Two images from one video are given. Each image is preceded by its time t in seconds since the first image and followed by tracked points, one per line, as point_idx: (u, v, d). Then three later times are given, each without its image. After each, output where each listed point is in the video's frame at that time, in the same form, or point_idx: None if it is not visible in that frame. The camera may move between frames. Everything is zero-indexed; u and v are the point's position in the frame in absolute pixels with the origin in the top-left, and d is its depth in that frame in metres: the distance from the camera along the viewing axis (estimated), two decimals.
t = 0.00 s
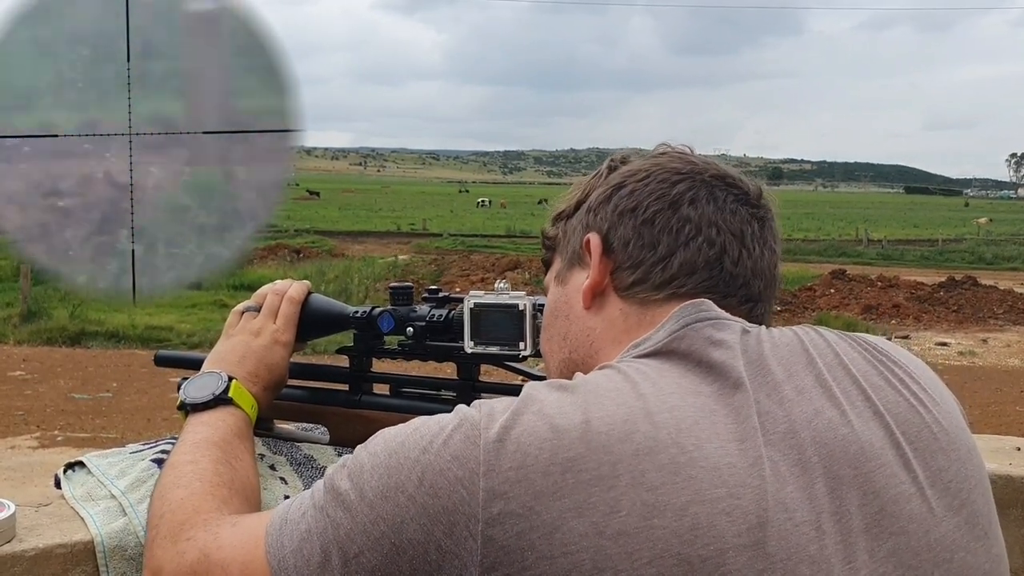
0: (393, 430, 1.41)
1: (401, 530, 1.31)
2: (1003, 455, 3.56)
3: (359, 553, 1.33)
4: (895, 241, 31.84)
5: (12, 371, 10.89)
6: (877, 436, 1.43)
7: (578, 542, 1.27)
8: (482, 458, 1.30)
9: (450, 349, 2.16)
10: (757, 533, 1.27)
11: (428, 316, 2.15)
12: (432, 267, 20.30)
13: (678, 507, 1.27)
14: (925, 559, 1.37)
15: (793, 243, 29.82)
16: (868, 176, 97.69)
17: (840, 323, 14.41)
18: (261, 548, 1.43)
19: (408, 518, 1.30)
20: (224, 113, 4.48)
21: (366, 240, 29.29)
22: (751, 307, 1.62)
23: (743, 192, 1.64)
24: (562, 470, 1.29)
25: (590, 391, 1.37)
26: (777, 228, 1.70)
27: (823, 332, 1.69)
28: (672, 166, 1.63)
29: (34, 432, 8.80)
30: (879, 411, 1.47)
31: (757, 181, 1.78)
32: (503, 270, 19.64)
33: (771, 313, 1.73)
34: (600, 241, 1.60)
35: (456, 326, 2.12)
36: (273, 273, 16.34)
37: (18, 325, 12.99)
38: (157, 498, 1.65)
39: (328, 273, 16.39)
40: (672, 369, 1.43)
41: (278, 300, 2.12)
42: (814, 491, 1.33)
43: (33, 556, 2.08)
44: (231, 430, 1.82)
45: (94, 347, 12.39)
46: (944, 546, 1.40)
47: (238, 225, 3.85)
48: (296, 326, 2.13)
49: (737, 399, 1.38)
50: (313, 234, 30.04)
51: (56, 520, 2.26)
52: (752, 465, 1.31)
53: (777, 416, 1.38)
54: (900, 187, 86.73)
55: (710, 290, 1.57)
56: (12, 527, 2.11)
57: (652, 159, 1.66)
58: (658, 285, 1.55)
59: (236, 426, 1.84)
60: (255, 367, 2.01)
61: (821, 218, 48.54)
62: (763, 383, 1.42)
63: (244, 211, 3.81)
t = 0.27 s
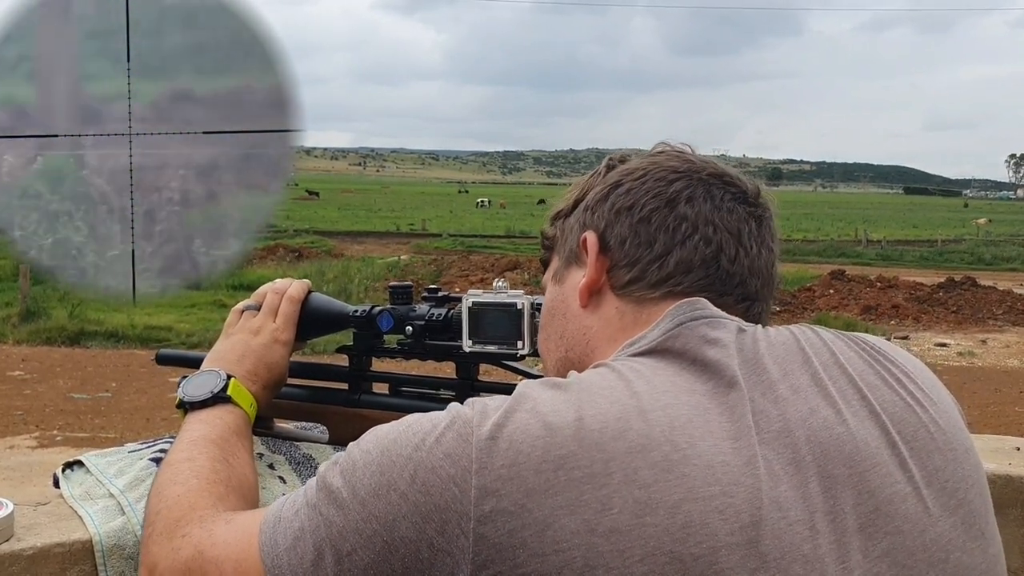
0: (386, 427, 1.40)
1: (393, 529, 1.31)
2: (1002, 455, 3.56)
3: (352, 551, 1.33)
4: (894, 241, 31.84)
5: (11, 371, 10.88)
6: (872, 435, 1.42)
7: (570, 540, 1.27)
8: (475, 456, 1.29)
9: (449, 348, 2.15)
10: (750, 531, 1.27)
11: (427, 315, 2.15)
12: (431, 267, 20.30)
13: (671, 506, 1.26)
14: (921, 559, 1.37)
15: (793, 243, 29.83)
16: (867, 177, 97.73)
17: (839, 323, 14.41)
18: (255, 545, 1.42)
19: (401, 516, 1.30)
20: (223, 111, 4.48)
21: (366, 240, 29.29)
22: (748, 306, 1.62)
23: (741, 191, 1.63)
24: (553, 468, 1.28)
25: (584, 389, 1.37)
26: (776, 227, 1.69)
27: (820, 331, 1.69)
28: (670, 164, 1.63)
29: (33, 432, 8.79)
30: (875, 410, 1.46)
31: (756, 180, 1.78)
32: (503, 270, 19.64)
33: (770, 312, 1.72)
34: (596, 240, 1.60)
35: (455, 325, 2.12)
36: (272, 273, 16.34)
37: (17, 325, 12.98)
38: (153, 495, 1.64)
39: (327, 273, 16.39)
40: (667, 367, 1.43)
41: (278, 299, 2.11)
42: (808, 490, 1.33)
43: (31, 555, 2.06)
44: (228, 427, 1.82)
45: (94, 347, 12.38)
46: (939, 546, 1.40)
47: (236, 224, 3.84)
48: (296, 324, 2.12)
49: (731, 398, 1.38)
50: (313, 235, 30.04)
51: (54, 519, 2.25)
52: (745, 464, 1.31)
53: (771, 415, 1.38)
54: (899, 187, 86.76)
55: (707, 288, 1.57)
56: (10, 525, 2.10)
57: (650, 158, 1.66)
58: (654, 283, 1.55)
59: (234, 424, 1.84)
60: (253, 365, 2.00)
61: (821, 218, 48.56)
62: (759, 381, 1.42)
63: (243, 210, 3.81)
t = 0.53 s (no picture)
0: (387, 427, 1.40)
1: (394, 529, 1.30)
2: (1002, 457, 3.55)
3: (353, 552, 1.32)
4: (894, 242, 31.85)
5: (10, 371, 10.87)
6: (878, 436, 1.42)
7: (573, 542, 1.26)
8: (476, 456, 1.29)
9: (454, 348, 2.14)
10: (755, 532, 1.26)
11: (432, 314, 2.14)
12: (431, 267, 20.29)
13: (675, 507, 1.26)
14: (927, 561, 1.36)
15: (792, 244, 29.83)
16: (866, 178, 97.76)
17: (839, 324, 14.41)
18: (256, 545, 1.42)
19: (403, 516, 1.29)
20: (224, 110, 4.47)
21: (365, 240, 29.28)
22: (751, 305, 1.61)
23: (744, 189, 1.63)
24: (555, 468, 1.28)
25: (586, 389, 1.36)
26: (780, 226, 1.68)
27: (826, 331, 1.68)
28: (672, 162, 1.62)
29: (33, 432, 8.78)
30: (881, 410, 1.46)
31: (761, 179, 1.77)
32: (502, 270, 19.63)
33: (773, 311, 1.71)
34: (599, 239, 1.59)
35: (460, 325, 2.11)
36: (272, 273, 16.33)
37: (17, 324, 12.96)
38: (155, 494, 1.64)
39: (327, 272, 16.39)
40: (671, 367, 1.43)
41: (281, 298, 2.11)
42: (814, 492, 1.32)
43: (34, 555, 2.04)
44: (230, 426, 1.81)
45: (93, 346, 12.37)
46: (946, 548, 1.39)
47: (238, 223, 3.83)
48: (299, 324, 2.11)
49: (735, 399, 1.38)
50: (312, 234, 30.04)
51: (56, 519, 2.23)
52: (750, 465, 1.30)
53: (776, 415, 1.37)
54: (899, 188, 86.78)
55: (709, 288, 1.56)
56: (13, 525, 2.08)
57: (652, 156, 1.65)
58: (656, 283, 1.54)
59: (237, 423, 1.83)
60: (256, 363, 1.99)
61: (821, 219, 48.58)
62: (763, 382, 1.41)
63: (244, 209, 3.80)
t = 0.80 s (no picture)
0: (383, 424, 1.39)
1: (389, 528, 1.29)
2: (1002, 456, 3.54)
3: (348, 550, 1.32)
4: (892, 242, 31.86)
5: (8, 369, 10.85)
6: (878, 434, 1.41)
7: (569, 540, 1.26)
8: (472, 454, 1.28)
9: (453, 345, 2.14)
10: (754, 531, 1.26)
11: (432, 312, 2.13)
12: (429, 266, 20.29)
13: (672, 504, 1.25)
14: (927, 560, 1.36)
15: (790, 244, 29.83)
16: (865, 178, 97.81)
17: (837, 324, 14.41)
18: (252, 542, 1.41)
19: (398, 514, 1.29)
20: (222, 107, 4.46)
21: (363, 239, 29.26)
22: (751, 303, 1.61)
23: (743, 187, 1.62)
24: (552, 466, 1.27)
25: (583, 387, 1.35)
26: (780, 224, 1.68)
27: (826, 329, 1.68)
28: (672, 159, 1.61)
29: (30, 430, 8.77)
30: (881, 408, 1.45)
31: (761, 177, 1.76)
32: (501, 270, 19.63)
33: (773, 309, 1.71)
34: (598, 236, 1.59)
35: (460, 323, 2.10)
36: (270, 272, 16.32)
37: (14, 322, 12.95)
38: (152, 491, 1.63)
39: (326, 271, 16.38)
40: (669, 364, 1.42)
41: (282, 295, 2.10)
42: (813, 490, 1.32)
43: (32, 553, 2.03)
44: (229, 423, 1.80)
45: (91, 345, 12.35)
46: (947, 547, 1.38)
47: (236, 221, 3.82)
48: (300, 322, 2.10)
49: (734, 396, 1.37)
50: (311, 233, 30.02)
51: (54, 517, 2.22)
52: (748, 463, 1.29)
53: (775, 413, 1.37)
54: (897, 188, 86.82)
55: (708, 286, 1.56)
56: (11, 523, 2.07)
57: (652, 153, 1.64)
58: (655, 280, 1.54)
59: (237, 420, 1.82)
60: (255, 361, 1.99)
61: (820, 219, 48.57)
62: (762, 379, 1.41)
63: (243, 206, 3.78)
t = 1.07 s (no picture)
0: (376, 420, 1.39)
1: (378, 523, 1.29)
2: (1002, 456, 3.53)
3: (337, 545, 1.31)
4: (890, 243, 31.87)
5: (5, 368, 10.84)
6: (873, 434, 1.41)
7: (558, 537, 1.25)
8: (463, 452, 1.28)
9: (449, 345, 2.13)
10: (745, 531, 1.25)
11: (428, 311, 2.13)
12: (427, 266, 20.28)
13: (662, 503, 1.25)
14: (920, 561, 1.35)
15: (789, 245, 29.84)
16: (863, 179, 97.91)
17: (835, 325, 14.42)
18: (244, 539, 1.40)
19: (389, 509, 1.28)
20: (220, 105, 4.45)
21: (362, 238, 29.25)
22: (747, 300, 1.61)
23: (740, 183, 1.61)
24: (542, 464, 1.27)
25: (576, 384, 1.35)
26: (777, 222, 1.67)
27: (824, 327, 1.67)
28: (668, 157, 1.61)
29: (28, 429, 8.76)
30: (877, 408, 1.45)
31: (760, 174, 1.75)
32: (499, 269, 19.62)
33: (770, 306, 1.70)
34: (593, 234, 1.58)
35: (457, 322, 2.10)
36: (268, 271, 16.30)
37: (12, 321, 12.93)
38: (146, 487, 1.63)
39: (324, 271, 16.37)
40: (663, 362, 1.42)
41: (280, 294, 2.09)
42: (806, 490, 1.31)
43: (29, 552, 2.02)
44: (225, 421, 1.79)
45: (89, 344, 12.34)
46: (941, 548, 1.38)
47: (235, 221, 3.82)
48: (297, 320, 2.09)
49: (726, 396, 1.37)
50: (309, 233, 30.02)
51: (51, 515, 2.21)
52: (740, 461, 1.29)
53: (768, 413, 1.36)
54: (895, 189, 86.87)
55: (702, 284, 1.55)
56: (7, 522, 2.06)
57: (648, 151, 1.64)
58: (650, 278, 1.53)
59: (233, 418, 1.82)
60: (253, 360, 1.98)
61: (817, 219, 48.61)
62: (755, 378, 1.40)
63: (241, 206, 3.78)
